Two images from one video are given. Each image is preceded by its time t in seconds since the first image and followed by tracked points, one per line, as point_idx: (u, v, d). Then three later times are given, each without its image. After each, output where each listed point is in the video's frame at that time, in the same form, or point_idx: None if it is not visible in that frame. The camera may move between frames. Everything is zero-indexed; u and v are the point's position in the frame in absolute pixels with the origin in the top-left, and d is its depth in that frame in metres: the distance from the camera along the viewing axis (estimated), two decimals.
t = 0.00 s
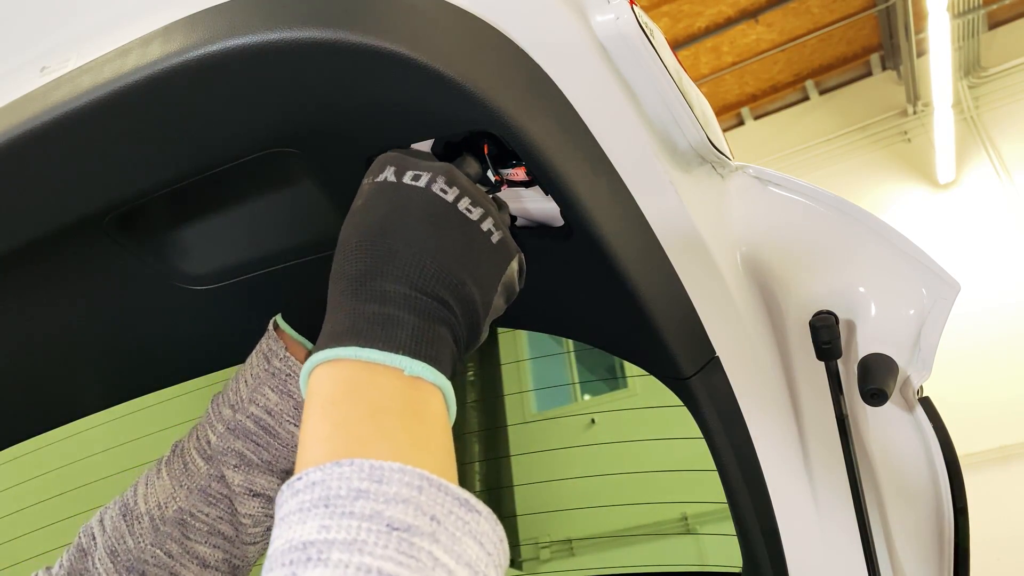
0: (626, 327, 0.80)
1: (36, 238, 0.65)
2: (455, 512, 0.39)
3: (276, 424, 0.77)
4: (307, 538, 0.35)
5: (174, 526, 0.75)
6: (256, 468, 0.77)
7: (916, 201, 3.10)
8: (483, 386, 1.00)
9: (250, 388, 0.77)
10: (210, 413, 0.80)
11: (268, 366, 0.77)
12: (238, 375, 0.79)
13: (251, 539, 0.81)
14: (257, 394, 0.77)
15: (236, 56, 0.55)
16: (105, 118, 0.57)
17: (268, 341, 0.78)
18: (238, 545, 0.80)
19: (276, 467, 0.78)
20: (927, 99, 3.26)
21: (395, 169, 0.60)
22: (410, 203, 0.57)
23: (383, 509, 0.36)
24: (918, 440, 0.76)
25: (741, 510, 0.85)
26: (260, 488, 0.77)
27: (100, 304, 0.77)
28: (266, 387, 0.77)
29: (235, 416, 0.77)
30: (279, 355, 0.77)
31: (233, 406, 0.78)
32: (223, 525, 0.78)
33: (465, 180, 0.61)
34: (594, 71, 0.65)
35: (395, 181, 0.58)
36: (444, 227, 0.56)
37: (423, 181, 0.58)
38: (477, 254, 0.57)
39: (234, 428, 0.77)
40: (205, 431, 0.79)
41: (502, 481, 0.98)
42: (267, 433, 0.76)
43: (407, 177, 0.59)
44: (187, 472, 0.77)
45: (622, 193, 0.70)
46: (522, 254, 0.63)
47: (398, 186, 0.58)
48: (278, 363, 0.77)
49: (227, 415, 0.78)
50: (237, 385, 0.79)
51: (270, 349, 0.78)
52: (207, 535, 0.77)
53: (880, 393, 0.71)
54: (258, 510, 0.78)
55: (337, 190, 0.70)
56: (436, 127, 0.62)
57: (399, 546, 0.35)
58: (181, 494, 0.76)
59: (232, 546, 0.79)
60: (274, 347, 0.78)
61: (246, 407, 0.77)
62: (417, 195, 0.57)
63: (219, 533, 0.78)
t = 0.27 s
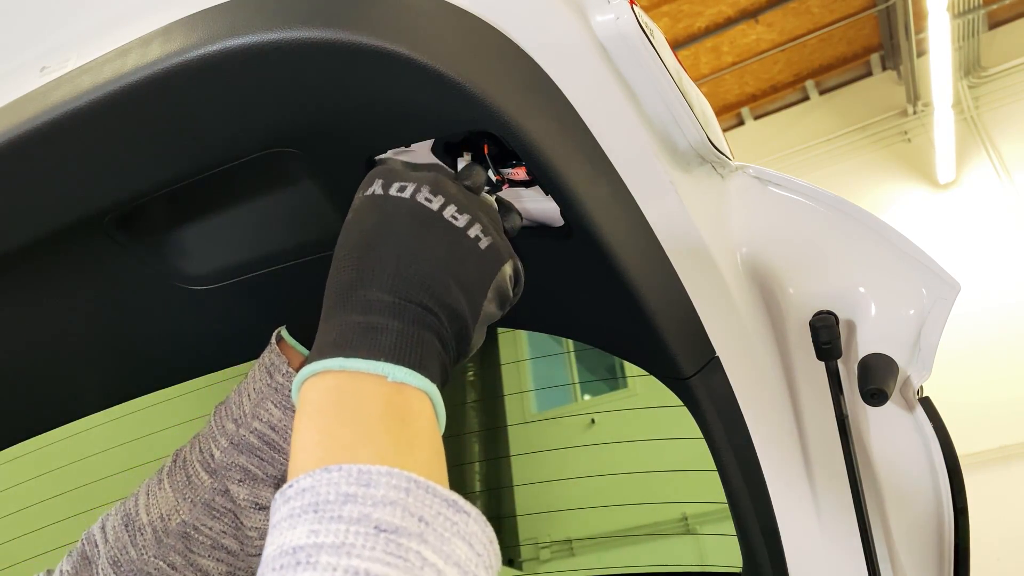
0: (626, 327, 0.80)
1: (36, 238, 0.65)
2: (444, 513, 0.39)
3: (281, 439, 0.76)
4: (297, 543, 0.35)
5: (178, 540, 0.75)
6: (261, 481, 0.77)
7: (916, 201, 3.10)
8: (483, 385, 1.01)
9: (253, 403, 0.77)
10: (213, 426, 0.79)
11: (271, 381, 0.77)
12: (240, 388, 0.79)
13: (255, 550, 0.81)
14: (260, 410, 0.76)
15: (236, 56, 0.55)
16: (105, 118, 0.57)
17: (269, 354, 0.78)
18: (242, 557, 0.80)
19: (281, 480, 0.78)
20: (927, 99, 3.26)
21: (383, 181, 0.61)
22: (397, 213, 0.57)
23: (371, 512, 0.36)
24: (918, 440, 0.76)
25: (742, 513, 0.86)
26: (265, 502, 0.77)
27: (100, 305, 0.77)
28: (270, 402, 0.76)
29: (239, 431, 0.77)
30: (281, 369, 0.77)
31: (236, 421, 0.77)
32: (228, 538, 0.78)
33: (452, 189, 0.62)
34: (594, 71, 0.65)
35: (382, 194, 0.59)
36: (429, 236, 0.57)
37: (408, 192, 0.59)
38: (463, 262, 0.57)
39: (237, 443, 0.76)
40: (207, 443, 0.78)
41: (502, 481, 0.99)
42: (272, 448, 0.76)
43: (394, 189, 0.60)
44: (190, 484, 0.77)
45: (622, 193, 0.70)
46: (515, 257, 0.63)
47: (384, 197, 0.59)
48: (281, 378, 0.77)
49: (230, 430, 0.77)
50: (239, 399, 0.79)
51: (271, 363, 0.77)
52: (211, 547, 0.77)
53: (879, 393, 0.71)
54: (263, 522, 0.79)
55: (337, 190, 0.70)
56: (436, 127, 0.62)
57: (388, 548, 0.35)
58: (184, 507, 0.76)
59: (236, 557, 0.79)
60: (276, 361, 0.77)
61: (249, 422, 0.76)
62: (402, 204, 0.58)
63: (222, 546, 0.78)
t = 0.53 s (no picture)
0: (626, 327, 0.80)
1: (37, 238, 0.65)
2: (448, 533, 0.39)
3: (278, 437, 0.75)
4: (302, 562, 0.35)
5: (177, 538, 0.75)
6: (260, 480, 0.76)
7: (916, 201, 3.10)
8: (484, 385, 1.01)
9: (251, 401, 0.76)
10: (212, 424, 0.79)
11: (269, 378, 0.76)
12: (240, 387, 0.79)
13: (256, 550, 0.80)
14: (257, 408, 0.76)
15: (236, 56, 0.55)
16: (105, 118, 0.57)
17: (267, 351, 0.78)
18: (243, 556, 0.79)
19: (281, 478, 0.77)
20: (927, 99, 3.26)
21: (381, 203, 0.59)
22: (396, 234, 0.57)
23: (375, 532, 0.36)
24: (918, 440, 0.76)
25: (741, 509, 0.86)
26: (264, 500, 0.76)
27: (100, 304, 0.77)
28: (268, 401, 0.76)
29: (237, 429, 0.76)
30: (279, 367, 0.76)
31: (235, 419, 0.77)
32: (227, 536, 0.77)
33: (449, 204, 0.60)
34: (594, 71, 0.65)
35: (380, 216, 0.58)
36: (431, 257, 0.56)
37: (406, 213, 0.58)
38: (466, 279, 0.57)
39: (235, 441, 0.75)
40: (206, 442, 0.78)
41: (502, 480, 0.99)
42: (269, 446, 0.75)
43: (392, 210, 0.59)
44: (189, 483, 0.77)
45: (622, 193, 0.70)
46: (516, 265, 0.62)
47: (383, 221, 0.58)
48: (279, 376, 0.76)
49: (228, 428, 0.77)
50: (239, 397, 0.78)
51: (269, 360, 0.77)
52: (210, 546, 0.77)
53: (879, 393, 0.71)
54: (263, 520, 0.77)
55: (337, 190, 0.70)
56: (436, 127, 0.62)
57: (391, 568, 0.35)
58: (183, 505, 0.76)
59: (237, 556, 0.78)
60: (275, 359, 0.77)
61: (246, 420, 0.76)
62: (402, 227, 0.57)
63: (221, 545, 0.77)
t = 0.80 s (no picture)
0: (626, 326, 0.80)
1: (36, 238, 0.65)
2: (457, 537, 0.39)
3: (280, 444, 0.75)
4: (313, 566, 0.36)
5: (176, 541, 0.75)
6: (259, 486, 0.75)
7: (916, 201, 3.10)
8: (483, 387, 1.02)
9: (253, 406, 0.76)
10: (213, 427, 0.78)
11: (273, 385, 0.77)
12: (242, 392, 0.78)
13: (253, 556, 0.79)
14: (259, 414, 0.76)
15: (235, 55, 0.55)
16: (105, 118, 0.57)
17: (270, 358, 0.78)
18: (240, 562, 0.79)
19: (281, 486, 0.76)
20: (927, 100, 3.26)
21: (369, 220, 0.59)
22: (390, 252, 0.56)
23: (385, 534, 0.36)
24: (918, 440, 0.76)
25: (741, 508, 0.86)
26: (263, 507, 0.76)
27: (100, 304, 0.77)
28: (272, 407, 0.76)
29: (238, 434, 0.76)
30: (283, 374, 0.77)
31: (236, 424, 0.76)
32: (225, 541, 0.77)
33: (438, 213, 0.59)
34: (594, 71, 0.65)
35: (372, 235, 0.58)
36: (428, 268, 0.55)
37: (395, 228, 0.57)
38: (466, 286, 0.56)
39: (235, 448, 0.75)
40: (206, 446, 0.77)
41: (502, 480, 0.99)
42: (271, 452, 0.75)
43: (381, 227, 0.58)
44: (188, 487, 0.76)
45: (622, 193, 0.70)
46: (513, 262, 0.61)
47: (372, 239, 0.57)
48: (283, 384, 0.77)
49: (229, 433, 0.76)
50: (241, 401, 0.78)
51: (274, 366, 0.78)
52: (209, 550, 0.77)
53: (879, 393, 0.71)
54: (261, 528, 0.76)
55: (337, 190, 0.70)
56: (436, 127, 0.62)
57: (400, 569, 0.35)
58: (182, 509, 0.76)
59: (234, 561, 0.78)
60: (278, 365, 0.78)
61: (248, 426, 0.75)
62: (391, 242, 0.57)
63: (220, 548, 0.77)
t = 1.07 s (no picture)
0: (626, 326, 0.80)
1: (36, 238, 0.65)
2: (477, 555, 0.39)
3: (289, 462, 0.74)
4: None
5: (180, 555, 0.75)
6: (268, 503, 0.75)
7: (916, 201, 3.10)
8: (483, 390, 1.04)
9: (264, 423, 0.76)
10: (222, 441, 0.78)
11: (285, 402, 0.76)
12: (253, 406, 0.78)
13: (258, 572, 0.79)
14: (269, 431, 0.75)
15: (236, 56, 0.55)
16: (105, 118, 0.57)
17: (284, 373, 0.78)
18: None
19: (289, 503, 0.76)
20: (927, 100, 3.26)
21: (386, 239, 0.58)
22: (408, 271, 0.56)
23: (407, 549, 0.36)
24: (919, 440, 0.76)
25: (742, 509, 0.86)
26: (269, 524, 0.75)
27: (100, 304, 0.77)
28: (282, 423, 0.75)
29: (248, 449, 0.75)
30: (295, 391, 0.76)
31: (246, 438, 0.76)
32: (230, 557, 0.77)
33: (455, 231, 0.58)
34: (594, 71, 0.65)
35: (388, 254, 0.57)
36: (446, 287, 0.55)
37: (412, 248, 0.57)
38: (481, 304, 0.55)
39: (243, 464, 0.75)
40: (215, 459, 0.77)
41: (503, 480, 1.00)
42: (279, 469, 0.74)
43: (398, 246, 0.57)
44: (196, 500, 0.76)
45: (622, 193, 0.70)
46: (530, 275, 0.60)
47: (390, 258, 0.57)
48: (295, 400, 0.75)
49: (239, 447, 0.76)
50: (251, 416, 0.77)
51: (286, 382, 0.77)
52: (213, 566, 0.76)
53: (879, 393, 0.71)
54: (266, 544, 0.76)
55: (337, 190, 0.70)
56: (436, 127, 0.62)
57: None
58: (188, 522, 0.76)
59: None
60: (291, 382, 0.77)
61: (258, 443, 0.75)
62: (409, 263, 0.56)
63: (224, 563, 0.77)
